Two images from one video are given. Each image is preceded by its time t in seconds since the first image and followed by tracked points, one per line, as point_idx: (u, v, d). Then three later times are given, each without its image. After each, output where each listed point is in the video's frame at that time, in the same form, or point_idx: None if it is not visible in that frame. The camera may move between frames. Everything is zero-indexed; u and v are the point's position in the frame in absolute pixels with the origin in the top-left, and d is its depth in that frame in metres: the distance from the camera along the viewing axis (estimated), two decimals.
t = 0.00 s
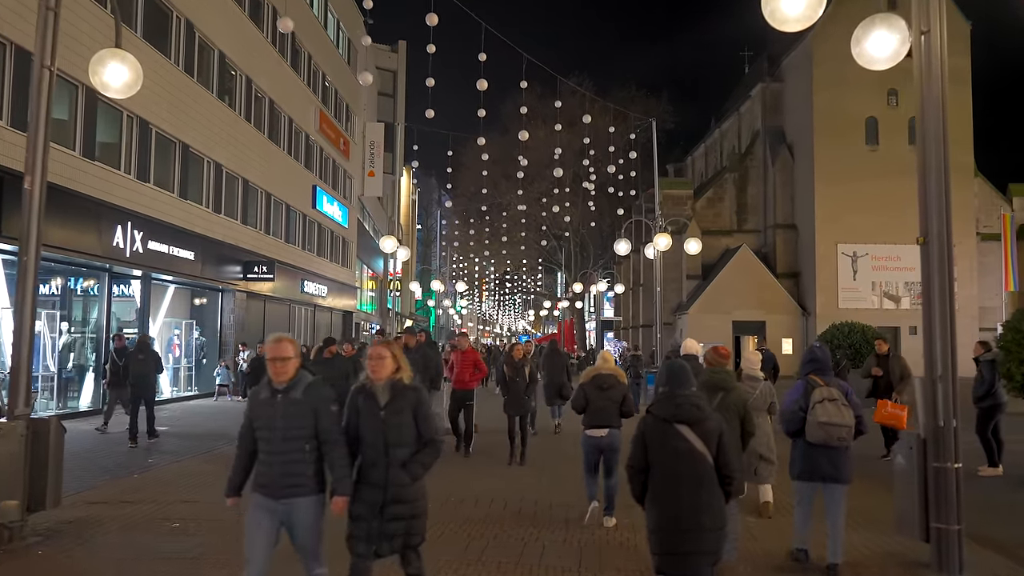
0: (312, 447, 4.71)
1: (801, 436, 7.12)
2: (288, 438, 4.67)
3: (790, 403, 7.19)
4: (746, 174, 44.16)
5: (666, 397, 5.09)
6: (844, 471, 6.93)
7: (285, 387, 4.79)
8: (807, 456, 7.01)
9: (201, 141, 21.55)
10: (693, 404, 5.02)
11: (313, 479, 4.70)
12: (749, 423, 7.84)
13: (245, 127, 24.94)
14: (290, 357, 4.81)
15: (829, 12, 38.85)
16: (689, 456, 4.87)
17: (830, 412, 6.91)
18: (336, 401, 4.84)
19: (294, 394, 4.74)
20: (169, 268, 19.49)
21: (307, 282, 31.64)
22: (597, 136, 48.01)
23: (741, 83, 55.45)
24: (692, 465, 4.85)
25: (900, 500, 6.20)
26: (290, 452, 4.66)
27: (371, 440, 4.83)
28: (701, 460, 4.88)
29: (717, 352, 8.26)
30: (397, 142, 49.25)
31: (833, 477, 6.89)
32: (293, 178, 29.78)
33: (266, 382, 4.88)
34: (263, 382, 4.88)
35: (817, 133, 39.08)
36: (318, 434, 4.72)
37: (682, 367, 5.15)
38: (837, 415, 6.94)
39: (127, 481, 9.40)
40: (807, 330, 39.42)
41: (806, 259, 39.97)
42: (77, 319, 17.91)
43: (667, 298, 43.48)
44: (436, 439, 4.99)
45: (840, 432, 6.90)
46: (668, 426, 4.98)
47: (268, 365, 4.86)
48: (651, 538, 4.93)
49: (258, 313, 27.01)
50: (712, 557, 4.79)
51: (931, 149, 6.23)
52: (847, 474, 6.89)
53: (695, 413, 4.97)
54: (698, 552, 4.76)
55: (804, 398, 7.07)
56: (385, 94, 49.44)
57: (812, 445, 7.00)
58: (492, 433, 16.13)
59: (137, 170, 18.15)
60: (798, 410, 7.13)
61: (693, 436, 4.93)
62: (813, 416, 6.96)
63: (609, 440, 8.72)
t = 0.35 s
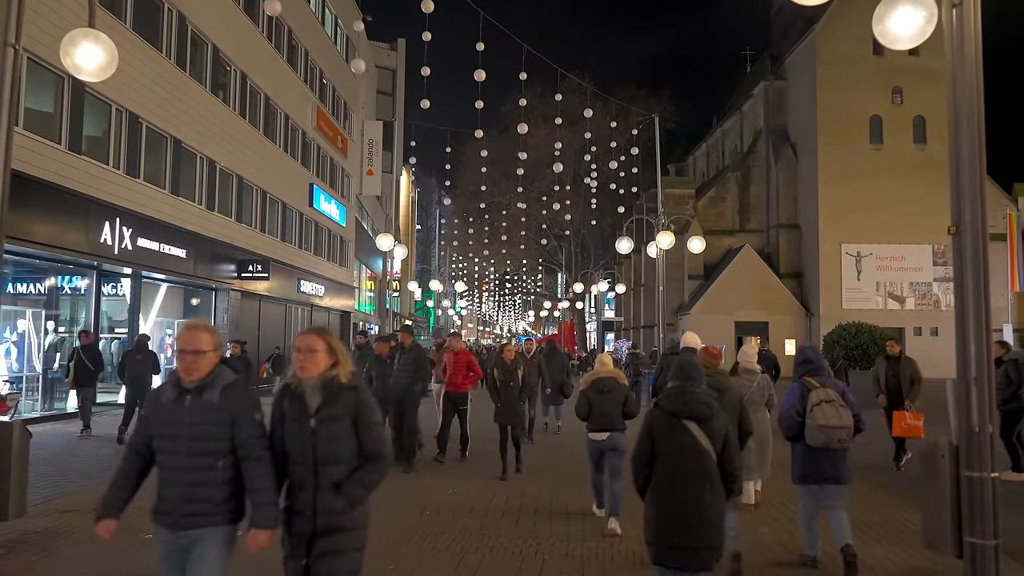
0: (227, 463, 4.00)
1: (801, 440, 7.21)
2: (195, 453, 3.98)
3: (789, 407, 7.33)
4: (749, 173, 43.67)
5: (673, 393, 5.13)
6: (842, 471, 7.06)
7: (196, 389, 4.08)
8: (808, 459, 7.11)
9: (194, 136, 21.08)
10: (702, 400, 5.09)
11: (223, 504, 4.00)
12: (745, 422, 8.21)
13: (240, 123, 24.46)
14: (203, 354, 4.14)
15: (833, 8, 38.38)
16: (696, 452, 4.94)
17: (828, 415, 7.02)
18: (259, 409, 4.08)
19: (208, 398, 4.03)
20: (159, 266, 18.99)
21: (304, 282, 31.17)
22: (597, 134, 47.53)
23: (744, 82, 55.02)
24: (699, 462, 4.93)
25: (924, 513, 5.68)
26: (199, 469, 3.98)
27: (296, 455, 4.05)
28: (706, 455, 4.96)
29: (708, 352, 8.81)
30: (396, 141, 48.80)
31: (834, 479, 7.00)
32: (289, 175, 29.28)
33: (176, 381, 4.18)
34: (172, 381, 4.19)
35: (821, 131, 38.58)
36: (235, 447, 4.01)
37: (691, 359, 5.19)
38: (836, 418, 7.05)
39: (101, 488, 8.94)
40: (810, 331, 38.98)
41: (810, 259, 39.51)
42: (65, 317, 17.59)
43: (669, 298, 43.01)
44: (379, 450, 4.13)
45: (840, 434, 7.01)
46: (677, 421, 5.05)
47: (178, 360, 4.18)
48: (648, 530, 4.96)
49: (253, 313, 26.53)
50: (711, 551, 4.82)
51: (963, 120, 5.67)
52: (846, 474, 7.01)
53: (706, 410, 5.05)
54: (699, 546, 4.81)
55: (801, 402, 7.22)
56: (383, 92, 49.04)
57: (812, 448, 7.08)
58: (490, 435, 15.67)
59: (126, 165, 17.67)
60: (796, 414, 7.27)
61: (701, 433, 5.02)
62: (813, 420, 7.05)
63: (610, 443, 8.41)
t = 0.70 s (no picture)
0: (76, 527, 3.02)
1: (798, 445, 6.94)
2: (27, 514, 2.99)
3: (788, 411, 7.08)
4: (751, 172, 43.24)
5: (667, 404, 4.99)
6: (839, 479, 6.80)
7: (44, 419, 3.11)
8: (806, 466, 6.85)
9: (186, 133, 20.64)
10: (697, 412, 4.95)
11: None
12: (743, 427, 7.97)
13: (234, 121, 24.02)
14: (53, 374, 3.16)
15: (837, 6, 37.97)
16: (692, 463, 4.77)
17: (826, 418, 6.72)
18: (130, 451, 3.13)
19: (57, 435, 3.06)
20: (150, 266, 18.54)
21: (300, 282, 30.75)
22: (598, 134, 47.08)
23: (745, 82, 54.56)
24: (697, 472, 4.75)
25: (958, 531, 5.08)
26: (35, 535, 2.99)
27: (171, 519, 3.06)
28: (703, 465, 4.79)
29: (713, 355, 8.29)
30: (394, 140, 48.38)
31: (833, 486, 6.75)
32: (285, 174, 28.85)
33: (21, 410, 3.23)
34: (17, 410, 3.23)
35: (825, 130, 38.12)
36: (93, 502, 3.05)
37: (676, 373, 5.04)
38: (834, 422, 6.73)
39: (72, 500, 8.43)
40: (813, 332, 38.52)
41: (813, 259, 39.04)
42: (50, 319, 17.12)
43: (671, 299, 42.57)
44: (286, 513, 3.11)
45: (838, 440, 6.69)
46: (671, 433, 4.89)
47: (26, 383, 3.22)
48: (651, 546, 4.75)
49: (249, 314, 26.11)
50: (717, 562, 4.59)
51: (998, 104, 5.23)
52: (843, 481, 6.77)
53: (700, 420, 4.91)
54: (701, 558, 4.58)
55: (800, 407, 6.95)
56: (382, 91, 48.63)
57: (809, 453, 6.79)
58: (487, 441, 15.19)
59: (115, 162, 17.26)
60: (795, 418, 7.01)
61: (697, 443, 4.85)
62: (809, 424, 6.73)
63: (612, 439, 8.34)
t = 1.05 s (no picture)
0: None
1: (796, 437, 7.04)
2: None
3: (788, 402, 7.17)
4: (752, 172, 42.79)
5: (651, 401, 5.29)
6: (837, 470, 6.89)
7: None
8: (803, 456, 6.92)
9: (175, 129, 20.18)
10: (678, 408, 5.21)
11: None
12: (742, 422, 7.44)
13: (226, 118, 23.55)
14: None
15: (839, 3, 37.53)
16: (674, 458, 5.05)
17: (826, 411, 6.84)
18: None
19: None
20: (137, 264, 18.04)
21: (295, 282, 30.30)
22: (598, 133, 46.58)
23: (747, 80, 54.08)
24: (677, 467, 5.02)
25: (992, 536, 4.72)
26: None
27: None
28: (684, 460, 5.06)
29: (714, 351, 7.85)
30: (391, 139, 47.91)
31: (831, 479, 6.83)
32: (279, 172, 28.33)
33: None
34: None
35: (827, 129, 37.62)
36: None
37: (666, 371, 5.38)
38: (833, 414, 6.89)
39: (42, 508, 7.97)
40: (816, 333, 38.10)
41: (815, 259, 38.58)
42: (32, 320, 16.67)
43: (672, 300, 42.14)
44: None
45: (836, 432, 6.80)
46: (654, 429, 5.18)
47: None
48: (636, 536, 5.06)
49: (241, 315, 25.66)
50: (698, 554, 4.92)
51: None
52: (842, 474, 6.83)
53: (680, 417, 5.17)
54: (683, 551, 4.90)
55: (800, 398, 7.07)
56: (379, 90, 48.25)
57: (808, 445, 6.90)
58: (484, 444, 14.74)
59: (100, 158, 16.78)
60: (793, 410, 7.11)
61: (679, 438, 5.12)
62: (809, 416, 6.91)
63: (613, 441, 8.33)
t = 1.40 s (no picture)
0: None
1: (792, 443, 7.10)
2: None
3: (781, 408, 7.16)
4: (754, 171, 42.36)
5: (648, 392, 5.19)
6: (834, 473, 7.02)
7: None
8: (803, 462, 7.00)
9: (166, 125, 19.75)
10: (677, 399, 5.13)
11: None
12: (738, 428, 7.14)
13: (220, 114, 23.13)
14: None
15: (842, 1, 37.06)
16: (672, 451, 4.99)
17: (821, 417, 6.90)
18: None
19: None
20: (125, 263, 17.59)
21: (290, 282, 29.85)
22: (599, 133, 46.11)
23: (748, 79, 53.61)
24: (675, 460, 4.98)
25: None
26: None
27: None
28: (683, 453, 5.01)
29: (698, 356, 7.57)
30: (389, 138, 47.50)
31: (827, 482, 6.95)
32: (274, 170, 27.82)
33: None
34: None
35: (830, 127, 37.16)
36: None
37: (664, 362, 5.33)
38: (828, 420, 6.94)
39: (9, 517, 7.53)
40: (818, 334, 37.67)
41: (818, 259, 38.13)
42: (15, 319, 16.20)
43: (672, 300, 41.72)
44: None
45: (833, 437, 6.87)
46: (652, 419, 5.09)
47: None
48: (629, 526, 5.03)
49: (236, 315, 25.21)
50: (692, 546, 4.90)
51: None
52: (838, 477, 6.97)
53: (680, 408, 5.09)
54: (679, 543, 4.89)
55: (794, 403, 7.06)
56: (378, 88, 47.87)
57: (805, 450, 6.97)
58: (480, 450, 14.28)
59: (87, 154, 16.35)
60: (789, 417, 7.12)
61: (677, 430, 5.06)
62: (805, 422, 6.94)
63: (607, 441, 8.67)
